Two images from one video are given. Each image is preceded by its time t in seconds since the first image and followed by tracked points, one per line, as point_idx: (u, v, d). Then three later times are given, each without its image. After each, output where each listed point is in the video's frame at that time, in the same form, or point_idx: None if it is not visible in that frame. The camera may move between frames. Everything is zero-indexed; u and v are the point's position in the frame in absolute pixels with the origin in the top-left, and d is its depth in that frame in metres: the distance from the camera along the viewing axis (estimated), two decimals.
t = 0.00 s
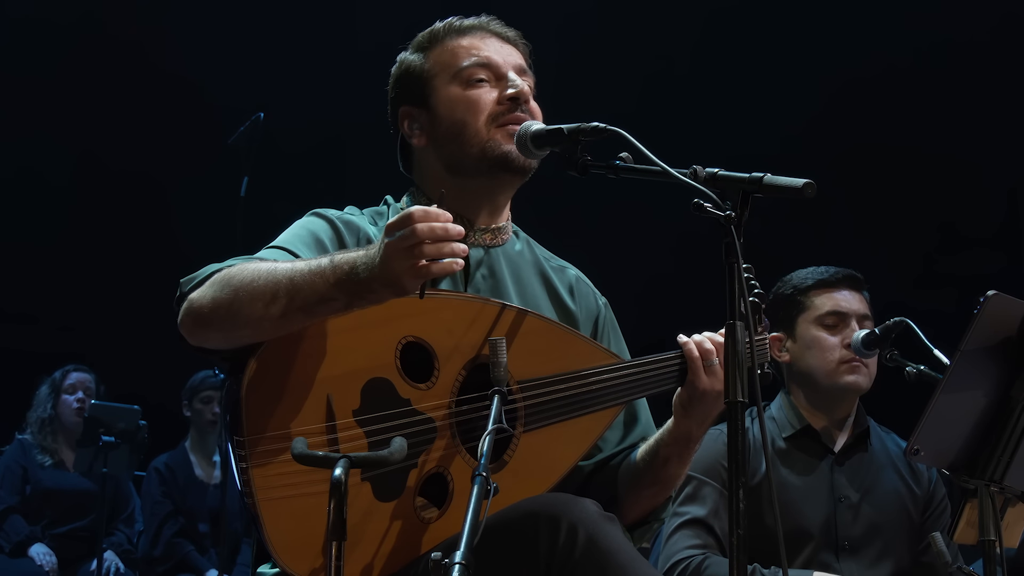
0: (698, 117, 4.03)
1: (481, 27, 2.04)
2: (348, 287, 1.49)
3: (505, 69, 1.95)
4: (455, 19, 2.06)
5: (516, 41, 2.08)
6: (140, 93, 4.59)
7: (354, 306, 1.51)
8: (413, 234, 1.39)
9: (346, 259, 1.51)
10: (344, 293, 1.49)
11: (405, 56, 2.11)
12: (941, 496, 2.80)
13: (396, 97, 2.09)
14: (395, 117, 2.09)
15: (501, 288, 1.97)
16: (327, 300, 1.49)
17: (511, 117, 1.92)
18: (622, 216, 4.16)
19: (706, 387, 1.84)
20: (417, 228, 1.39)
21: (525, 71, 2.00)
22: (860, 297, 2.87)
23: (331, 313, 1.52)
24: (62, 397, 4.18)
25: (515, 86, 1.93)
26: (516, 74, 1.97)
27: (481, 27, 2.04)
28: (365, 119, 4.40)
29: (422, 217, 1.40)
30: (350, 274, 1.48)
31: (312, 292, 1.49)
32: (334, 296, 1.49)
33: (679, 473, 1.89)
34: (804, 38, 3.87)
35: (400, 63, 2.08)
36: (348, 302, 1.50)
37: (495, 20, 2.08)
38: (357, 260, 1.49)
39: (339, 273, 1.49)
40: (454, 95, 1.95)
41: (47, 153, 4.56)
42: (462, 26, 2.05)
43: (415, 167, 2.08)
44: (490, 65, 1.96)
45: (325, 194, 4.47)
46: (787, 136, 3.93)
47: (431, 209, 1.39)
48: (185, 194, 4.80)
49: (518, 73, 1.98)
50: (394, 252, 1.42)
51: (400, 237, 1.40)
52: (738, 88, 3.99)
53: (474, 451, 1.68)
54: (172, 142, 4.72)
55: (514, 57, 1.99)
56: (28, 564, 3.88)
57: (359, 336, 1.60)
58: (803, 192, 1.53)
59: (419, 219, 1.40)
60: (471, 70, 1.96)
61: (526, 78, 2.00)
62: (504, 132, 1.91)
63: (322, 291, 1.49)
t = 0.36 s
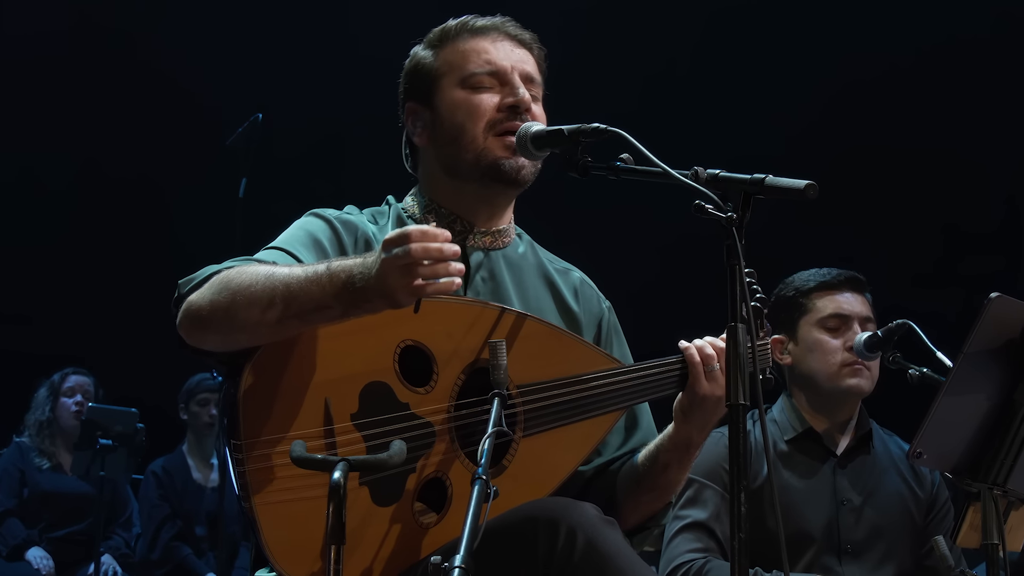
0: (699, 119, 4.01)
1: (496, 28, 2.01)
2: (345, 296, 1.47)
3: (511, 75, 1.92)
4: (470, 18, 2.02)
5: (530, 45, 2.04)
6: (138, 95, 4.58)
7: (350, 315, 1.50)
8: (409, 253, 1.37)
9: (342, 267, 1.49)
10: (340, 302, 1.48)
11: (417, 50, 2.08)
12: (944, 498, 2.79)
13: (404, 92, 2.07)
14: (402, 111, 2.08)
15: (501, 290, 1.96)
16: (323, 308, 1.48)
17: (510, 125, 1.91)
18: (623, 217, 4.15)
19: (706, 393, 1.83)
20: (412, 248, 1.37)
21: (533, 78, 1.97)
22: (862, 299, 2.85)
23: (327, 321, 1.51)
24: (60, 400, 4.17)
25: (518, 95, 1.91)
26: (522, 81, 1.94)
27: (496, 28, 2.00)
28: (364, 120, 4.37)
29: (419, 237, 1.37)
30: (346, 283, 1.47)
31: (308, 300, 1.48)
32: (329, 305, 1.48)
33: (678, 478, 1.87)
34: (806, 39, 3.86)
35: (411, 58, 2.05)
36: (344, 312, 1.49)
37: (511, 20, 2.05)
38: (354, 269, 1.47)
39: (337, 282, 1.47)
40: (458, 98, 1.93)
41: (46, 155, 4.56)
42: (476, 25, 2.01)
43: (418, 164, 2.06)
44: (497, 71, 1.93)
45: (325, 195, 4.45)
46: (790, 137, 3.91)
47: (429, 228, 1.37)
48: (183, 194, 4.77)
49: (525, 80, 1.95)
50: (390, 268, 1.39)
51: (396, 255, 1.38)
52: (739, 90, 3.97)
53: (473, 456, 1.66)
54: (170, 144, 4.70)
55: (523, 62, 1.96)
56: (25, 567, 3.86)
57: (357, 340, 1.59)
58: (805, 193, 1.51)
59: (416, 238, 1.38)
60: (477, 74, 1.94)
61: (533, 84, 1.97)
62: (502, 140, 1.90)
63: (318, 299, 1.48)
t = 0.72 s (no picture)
0: (700, 120, 4.00)
1: (512, 29, 1.98)
2: (343, 298, 1.46)
3: (520, 79, 1.90)
4: (486, 16, 2.00)
5: (545, 48, 2.02)
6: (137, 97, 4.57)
7: (346, 315, 1.48)
8: (408, 257, 1.36)
9: (343, 267, 1.48)
10: (337, 301, 1.47)
11: (430, 42, 2.06)
12: (948, 503, 2.76)
13: (414, 84, 2.05)
14: (410, 103, 2.07)
15: (503, 286, 1.94)
16: (321, 306, 1.47)
17: (512, 131, 1.90)
18: (625, 218, 4.12)
19: (706, 387, 1.81)
20: (412, 253, 1.36)
21: (542, 82, 1.95)
22: (865, 301, 2.83)
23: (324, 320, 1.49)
24: (60, 402, 4.18)
25: (524, 101, 1.89)
26: (530, 86, 1.92)
27: (511, 29, 1.98)
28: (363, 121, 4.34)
29: (421, 242, 1.38)
30: (345, 283, 1.46)
31: (306, 298, 1.47)
32: (327, 304, 1.47)
33: (679, 476, 1.86)
34: (808, 41, 3.84)
35: (423, 50, 2.03)
36: (340, 311, 1.48)
37: (527, 22, 2.02)
38: (354, 269, 1.46)
39: (336, 281, 1.46)
40: (464, 98, 1.92)
41: (45, 157, 4.56)
42: (491, 24, 1.98)
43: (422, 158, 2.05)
44: (505, 73, 1.91)
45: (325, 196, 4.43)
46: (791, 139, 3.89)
47: (432, 235, 1.38)
48: (182, 195, 4.75)
49: (534, 84, 1.93)
50: (389, 269, 1.39)
51: (396, 256, 1.38)
52: (740, 91, 3.96)
53: (474, 452, 1.64)
54: (169, 146, 4.68)
55: (534, 66, 1.93)
56: (21, 571, 3.81)
57: (355, 336, 1.57)
58: (807, 195, 1.50)
59: (418, 243, 1.38)
60: (484, 75, 1.92)
61: (542, 88, 1.95)
62: (504, 146, 1.88)
63: (316, 297, 1.47)
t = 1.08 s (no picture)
0: (701, 123, 3.98)
1: (508, 34, 1.95)
2: (345, 299, 1.48)
3: (518, 90, 1.89)
4: (482, 20, 1.97)
5: (538, 52, 2.00)
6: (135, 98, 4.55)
7: (345, 318, 1.50)
8: (429, 259, 1.36)
9: (347, 271, 1.49)
10: (337, 303, 1.48)
11: (423, 43, 2.03)
12: (950, 506, 2.75)
13: (407, 87, 2.03)
14: (402, 105, 2.05)
15: (500, 287, 1.94)
16: (320, 308, 1.47)
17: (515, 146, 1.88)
18: (626, 219, 4.10)
19: (701, 382, 1.79)
20: (434, 254, 1.36)
21: (539, 91, 1.94)
22: (866, 303, 2.81)
23: (323, 322, 1.50)
24: (57, 405, 4.15)
25: (525, 114, 1.88)
26: (528, 96, 1.91)
27: (507, 34, 1.95)
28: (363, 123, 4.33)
29: (442, 244, 1.38)
30: (349, 286, 1.47)
31: (307, 298, 1.47)
32: (327, 305, 1.48)
33: (675, 473, 1.84)
34: (812, 39, 3.80)
35: (417, 53, 2.01)
36: (339, 312, 1.49)
37: (522, 26, 1.99)
38: (357, 272, 1.48)
39: (338, 286, 1.48)
40: (465, 111, 1.90)
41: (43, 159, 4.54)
42: (488, 29, 1.96)
43: (414, 162, 2.04)
44: (504, 84, 1.89)
45: (325, 197, 4.41)
46: (792, 141, 3.87)
47: (454, 240, 1.38)
48: (180, 196, 4.72)
49: (531, 93, 1.92)
50: (404, 269, 1.38)
51: (416, 256, 1.37)
52: (741, 93, 3.94)
53: (471, 454, 1.64)
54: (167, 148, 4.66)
55: (531, 76, 1.92)
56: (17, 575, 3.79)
57: (348, 337, 1.55)
58: (809, 196, 1.48)
59: (439, 245, 1.38)
60: (483, 86, 1.91)
61: (538, 97, 1.94)
62: (506, 163, 1.86)
63: (318, 299, 1.47)
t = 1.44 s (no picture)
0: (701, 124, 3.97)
1: (510, 34, 1.95)
2: (349, 316, 1.46)
3: (523, 89, 1.87)
4: (484, 20, 1.96)
5: (540, 53, 1.99)
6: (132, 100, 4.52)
7: (348, 333, 1.48)
8: (440, 289, 1.35)
9: (351, 284, 1.48)
10: (341, 318, 1.47)
11: (424, 45, 2.02)
12: (953, 509, 2.73)
13: (408, 88, 2.01)
14: (404, 108, 2.03)
15: (504, 290, 1.92)
16: (325, 322, 1.46)
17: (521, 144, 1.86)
18: (627, 220, 4.09)
19: (705, 395, 1.78)
20: (446, 286, 1.35)
21: (542, 91, 1.92)
22: (869, 306, 2.79)
23: (327, 336, 1.48)
24: (51, 408, 4.11)
25: (529, 114, 1.86)
26: (532, 95, 1.89)
27: (509, 34, 1.94)
28: (362, 124, 4.31)
29: (452, 274, 1.36)
30: (351, 302, 1.46)
31: (310, 313, 1.45)
32: (331, 320, 1.46)
33: (677, 481, 1.82)
34: (814, 39, 3.79)
35: (419, 54, 1.99)
36: (343, 328, 1.47)
37: (524, 26, 1.99)
38: (362, 286, 1.46)
39: (342, 299, 1.46)
40: (468, 109, 1.88)
41: (40, 160, 4.51)
42: (489, 29, 1.95)
43: (417, 164, 2.02)
44: (507, 82, 1.88)
45: (324, 198, 4.39)
46: (793, 143, 3.86)
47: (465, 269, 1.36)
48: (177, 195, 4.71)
49: (535, 93, 1.90)
50: (411, 293, 1.37)
51: (426, 284, 1.36)
52: (741, 94, 3.92)
53: (472, 462, 1.62)
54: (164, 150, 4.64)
55: (534, 75, 1.91)
56: None
57: (353, 347, 1.53)
58: (811, 198, 1.47)
59: (450, 274, 1.36)
60: (487, 85, 1.89)
61: (542, 97, 1.93)
62: (513, 159, 1.84)
63: (322, 314, 1.46)
